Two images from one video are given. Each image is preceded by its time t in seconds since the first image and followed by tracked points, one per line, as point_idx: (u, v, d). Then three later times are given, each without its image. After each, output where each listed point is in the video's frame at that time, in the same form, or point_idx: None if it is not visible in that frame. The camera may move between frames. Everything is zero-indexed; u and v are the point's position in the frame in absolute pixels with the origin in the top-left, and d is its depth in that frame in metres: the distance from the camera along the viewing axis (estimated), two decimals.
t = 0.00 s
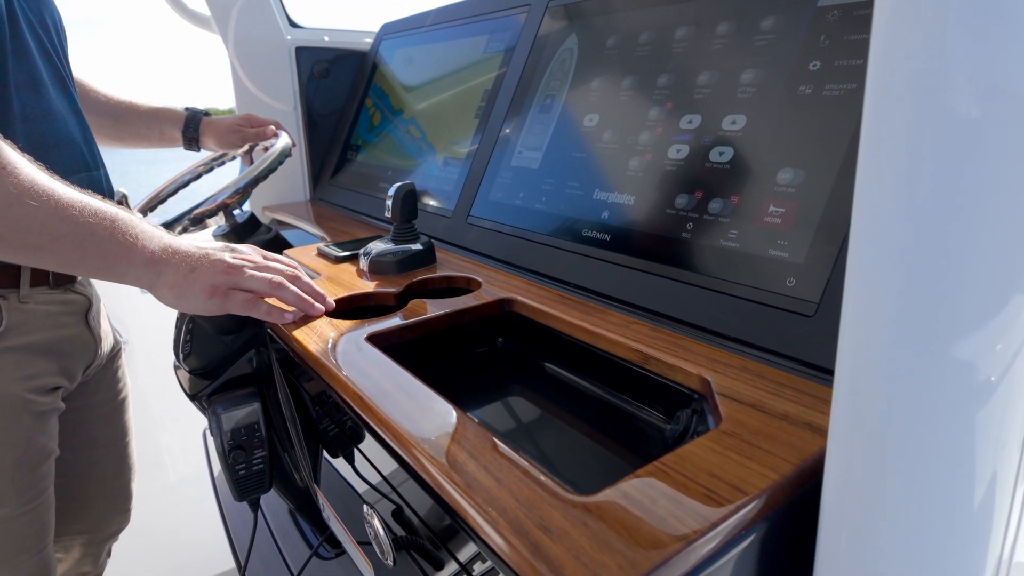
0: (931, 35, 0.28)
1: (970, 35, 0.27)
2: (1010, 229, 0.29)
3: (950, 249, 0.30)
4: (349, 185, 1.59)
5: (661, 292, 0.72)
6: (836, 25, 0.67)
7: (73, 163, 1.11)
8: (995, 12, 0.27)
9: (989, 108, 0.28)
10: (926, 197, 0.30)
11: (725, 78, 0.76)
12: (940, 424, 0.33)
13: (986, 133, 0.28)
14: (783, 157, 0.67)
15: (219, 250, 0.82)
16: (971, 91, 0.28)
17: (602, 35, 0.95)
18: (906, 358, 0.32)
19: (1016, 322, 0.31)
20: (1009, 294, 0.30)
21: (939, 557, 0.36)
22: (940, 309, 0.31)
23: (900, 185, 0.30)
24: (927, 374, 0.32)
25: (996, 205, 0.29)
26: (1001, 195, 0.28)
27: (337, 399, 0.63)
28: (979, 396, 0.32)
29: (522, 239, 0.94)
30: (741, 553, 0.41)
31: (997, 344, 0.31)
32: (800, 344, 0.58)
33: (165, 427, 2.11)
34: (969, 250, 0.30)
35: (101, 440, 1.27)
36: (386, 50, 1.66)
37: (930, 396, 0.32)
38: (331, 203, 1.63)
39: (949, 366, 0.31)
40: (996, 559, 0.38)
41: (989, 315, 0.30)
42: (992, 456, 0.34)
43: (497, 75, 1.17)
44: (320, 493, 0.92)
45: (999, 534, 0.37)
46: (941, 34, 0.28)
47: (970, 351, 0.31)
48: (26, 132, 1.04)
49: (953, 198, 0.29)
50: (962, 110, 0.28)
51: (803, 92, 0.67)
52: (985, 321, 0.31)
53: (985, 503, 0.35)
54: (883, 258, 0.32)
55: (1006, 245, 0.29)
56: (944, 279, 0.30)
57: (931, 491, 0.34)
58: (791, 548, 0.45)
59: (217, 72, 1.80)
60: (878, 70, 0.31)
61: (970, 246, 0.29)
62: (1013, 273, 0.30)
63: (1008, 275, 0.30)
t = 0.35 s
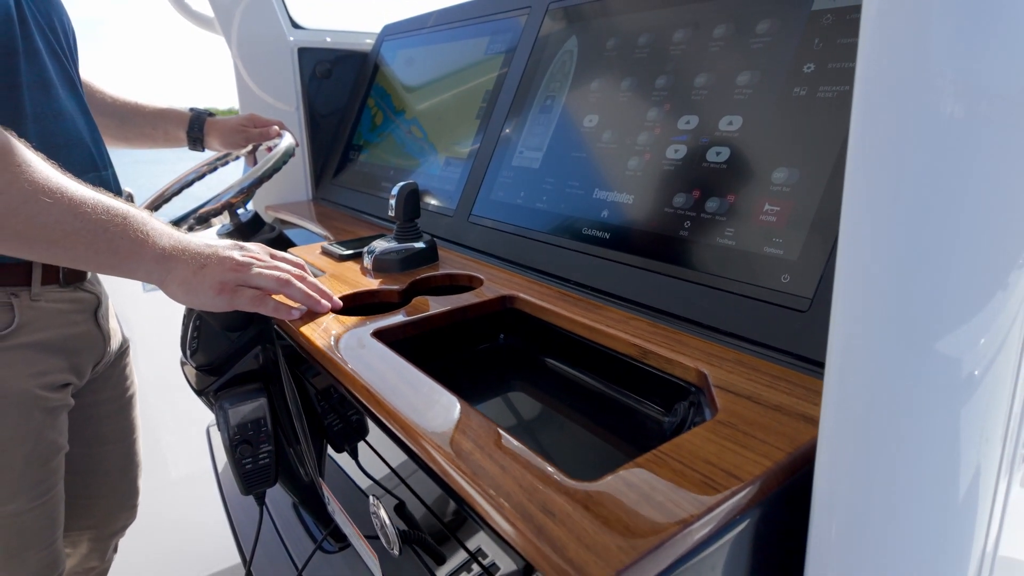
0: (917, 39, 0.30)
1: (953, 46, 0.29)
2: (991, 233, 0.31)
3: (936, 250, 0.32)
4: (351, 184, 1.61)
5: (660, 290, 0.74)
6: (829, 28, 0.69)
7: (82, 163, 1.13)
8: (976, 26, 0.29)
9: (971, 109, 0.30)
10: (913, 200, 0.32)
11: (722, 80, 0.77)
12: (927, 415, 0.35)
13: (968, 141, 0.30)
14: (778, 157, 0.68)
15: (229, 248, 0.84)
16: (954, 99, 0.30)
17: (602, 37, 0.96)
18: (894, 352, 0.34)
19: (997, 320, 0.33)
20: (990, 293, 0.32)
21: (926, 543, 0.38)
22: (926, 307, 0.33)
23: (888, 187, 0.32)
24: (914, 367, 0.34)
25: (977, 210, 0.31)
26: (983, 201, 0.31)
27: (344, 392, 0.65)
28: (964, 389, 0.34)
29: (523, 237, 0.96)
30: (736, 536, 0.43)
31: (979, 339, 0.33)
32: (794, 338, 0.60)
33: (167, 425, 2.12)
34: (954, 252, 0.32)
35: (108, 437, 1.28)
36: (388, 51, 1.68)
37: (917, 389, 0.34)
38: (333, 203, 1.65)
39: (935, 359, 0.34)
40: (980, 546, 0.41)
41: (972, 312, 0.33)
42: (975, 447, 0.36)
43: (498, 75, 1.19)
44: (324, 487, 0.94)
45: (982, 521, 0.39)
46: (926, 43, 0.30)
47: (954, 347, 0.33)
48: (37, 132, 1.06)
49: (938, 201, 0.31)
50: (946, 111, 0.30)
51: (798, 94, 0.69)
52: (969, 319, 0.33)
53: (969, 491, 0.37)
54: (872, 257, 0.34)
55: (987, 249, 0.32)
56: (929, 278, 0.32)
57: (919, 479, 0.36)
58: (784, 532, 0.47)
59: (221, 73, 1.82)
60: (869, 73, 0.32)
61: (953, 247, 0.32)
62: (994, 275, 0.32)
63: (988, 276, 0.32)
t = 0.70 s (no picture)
0: (904, 65, 0.34)
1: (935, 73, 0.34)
2: (968, 239, 0.36)
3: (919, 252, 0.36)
4: (353, 182, 1.63)
5: (657, 283, 0.76)
6: (823, 28, 0.71)
7: (91, 160, 1.15)
8: (958, 55, 0.33)
9: (953, 111, 0.34)
10: (898, 207, 0.36)
11: (719, 78, 0.79)
12: (912, 399, 0.40)
13: (947, 158, 0.35)
14: (773, 153, 0.70)
15: (237, 242, 0.86)
16: (939, 120, 0.34)
17: (601, 36, 0.98)
18: (881, 341, 0.39)
19: (975, 317, 0.38)
20: (970, 293, 0.37)
21: (917, 511, 0.42)
22: (910, 303, 0.38)
23: (876, 196, 0.37)
24: (900, 356, 0.39)
25: (956, 219, 0.36)
26: (961, 211, 0.35)
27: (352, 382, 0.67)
28: (948, 378, 0.39)
29: (524, 233, 0.98)
30: (732, 514, 0.45)
31: (960, 333, 0.38)
32: (789, 328, 0.62)
33: (168, 422, 2.13)
34: (934, 255, 0.36)
35: (114, 431, 1.30)
36: (389, 50, 1.70)
37: (902, 376, 0.39)
38: (335, 200, 1.66)
39: (918, 349, 0.38)
40: (964, 529, 0.45)
41: (951, 309, 0.37)
42: (959, 434, 0.41)
43: (499, 74, 1.21)
44: (330, 477, 0.97)
45: (966, 504, 0.44)
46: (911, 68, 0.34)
47: (938, 340, 0.38)
48: (48, 129, 1.08)
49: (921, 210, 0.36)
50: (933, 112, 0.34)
51: (793, 92, 0.71)
52: (950, 315, 0.38)
53: (952, 474, 0.42)
54: (860, 257, 0.38)
55: (965, 253, 0.36)
56: (913, 278, 0.37)
57: (905, 460, 0.41)
58: (777, 512, 0.49)
59: (223, 72, 1.83)
60: (858, 92, 0.37)
61: (934, 252, 0.36)
62: (972, 276, 0.37)
63: (966, 278, 0.37)
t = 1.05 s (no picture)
0: (873, 82, 0.40)
1: (900, 90, 0.39)
2: (931, 240, 0.41)
3: (887, 250, 0.42)
4: (349, 180, 1.65)
5: (643, 271, 0.79)
6: (805, 27, 0.73)
7: (90, 157, 1.17)
8: (919, 76, 0.38)
9: (915, 111, 0.39)
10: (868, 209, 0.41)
11: (706, 75, 0.82)
12: (884, 382, 0.44)
13: (911, 152, 0.40)
14: (757, 148, 0.73)
15: (238, 236, 0.88)
16: (903, 132, 0.39)
17: (593, 35, 1.01)
18: (854, 328, 0.44)
19: (940, 310, 0.43)
20: (934, 288, 0.42)
21: (890, 479, 0.46)
22: (880, 295, 0.43)
23: (849, 198, 0.42)
24: (871, 342, 0.44)
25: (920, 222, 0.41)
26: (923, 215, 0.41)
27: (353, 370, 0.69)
28: (917, 366, 0.44)
29: (518, 227, 1.00)
30: (714, 488, 0.47)
31: (928, 325, 0.43)
32: (772, 316, 0.64)
33: (165, 420, 2.15)
34: (901, 253, 0.41)
35: (114, 426, 1.32)
36: (385, 50, 1.71)
37: (874, 361, 0.44)
38: (332, 198, 1.68)
39: (889, 337, 0.43)
40: (936, 511, 0.49)
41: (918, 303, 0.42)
42: (928, 418, 0.45)
43: (494, 73, 1.23)
44: (329, 467, 0.99)
45: (937, 486, 0.48)
46: (879, 85, 0.39)
47: (907, 329, 0.43)
48: (47, 127, 1.09)
49: (889, 213, 0.41)
50: (898, 111, 0.39)
51: (777, 88, 0.73)
52: (918, 307, 0.42)
53: (923, 456, 0.46)
54: (834, 253, 0.43)
55: (928, 253, 0.41)
56: (882, 270, 0.42)
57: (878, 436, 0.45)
58: (758, 490, 0.52)
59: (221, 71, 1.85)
60: (833, 104, 0.42)
61: (900, 241, 0.41)
62: (935, 273, 0.42)
63: (930, 275, 0.42)
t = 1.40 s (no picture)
0: (844, 84, 0.42)
1: (871, 92, 0.41)
2: (898, 235, 0.44)
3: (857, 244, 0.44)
4: (341, 179, 1.66)
5: (630, 266, 0.81)
6: (785, 29, 0.76)
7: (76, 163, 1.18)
8: (888, 80, 0.41)
9: (882, 113, 0.42)
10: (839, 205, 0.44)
11: (691, 75, 0.84)
12: (857, 372, 0.47)
13: (878, 152, 0.42)
14: (739, 145, 0.75)
15: (233, 234, 0.89)
16: (874, 133, 0.42)
17: (582, 36, 1.03)
18: (828, 320, 0.47)
19: (909, 303, 0.45)
20: (903, 283, 0.45)
21: (863, 462, 0.49)
22: (853, 289, 0.45)
23: (823, 196, 0.45)
24: (844, 334, 0.47)
25: (889, 220, 0.43)
26: (893, 212, 0.43)
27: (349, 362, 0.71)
28: (889, 357, 0.46)
29: (509, 224, 1.02)
30: (695, 468, 0.49)
31: (898, 318, 0.46)
32: (753, 307, 0.67)
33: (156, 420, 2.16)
34: (871, 249, 0.44)
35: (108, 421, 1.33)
36: (377, 50, 1.73)
37: (848, 351, 0.47)
38: (325, 197, 1.70)
39: (861, 327, 0.46)
40: (906, 497, 0.52)
41: (889, 296, 0.45)
42: (899, 407, 0.48)
43: (485, 73, 1.25)
44: (324, 459, 1.01)
45: (908, 473, 0.51)
46: (850, 86, 0.42)
47: (877, 323, 0.46)
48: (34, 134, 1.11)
49: (859, 210, 0.44)
50: (866, 113, 0.42)
51: (758, 88, 0.76)
52: (888, 300, 0.45)
53: (894, 444, 0.49)
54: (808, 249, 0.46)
55: (897, 250, 0.44)
56: (851, 262, 0.45)
57: (851, 419, 0.48)
58: (736, 472, 0.54)
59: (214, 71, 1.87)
60: (808, 106, 0.44)
61: (869, 236, 0.44)
62: (903, 269, 0.44)
63: (899, 270, 0.44)
